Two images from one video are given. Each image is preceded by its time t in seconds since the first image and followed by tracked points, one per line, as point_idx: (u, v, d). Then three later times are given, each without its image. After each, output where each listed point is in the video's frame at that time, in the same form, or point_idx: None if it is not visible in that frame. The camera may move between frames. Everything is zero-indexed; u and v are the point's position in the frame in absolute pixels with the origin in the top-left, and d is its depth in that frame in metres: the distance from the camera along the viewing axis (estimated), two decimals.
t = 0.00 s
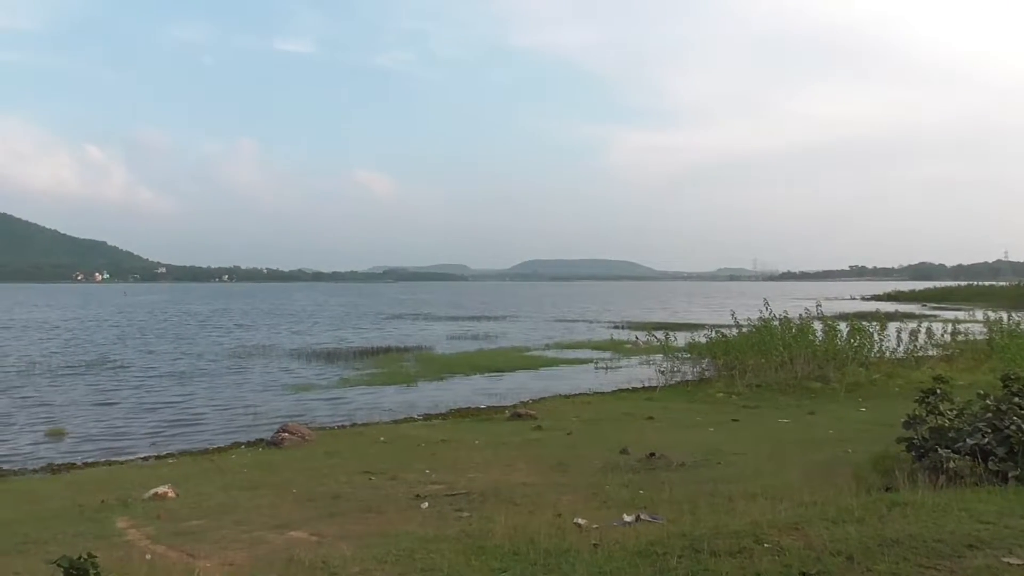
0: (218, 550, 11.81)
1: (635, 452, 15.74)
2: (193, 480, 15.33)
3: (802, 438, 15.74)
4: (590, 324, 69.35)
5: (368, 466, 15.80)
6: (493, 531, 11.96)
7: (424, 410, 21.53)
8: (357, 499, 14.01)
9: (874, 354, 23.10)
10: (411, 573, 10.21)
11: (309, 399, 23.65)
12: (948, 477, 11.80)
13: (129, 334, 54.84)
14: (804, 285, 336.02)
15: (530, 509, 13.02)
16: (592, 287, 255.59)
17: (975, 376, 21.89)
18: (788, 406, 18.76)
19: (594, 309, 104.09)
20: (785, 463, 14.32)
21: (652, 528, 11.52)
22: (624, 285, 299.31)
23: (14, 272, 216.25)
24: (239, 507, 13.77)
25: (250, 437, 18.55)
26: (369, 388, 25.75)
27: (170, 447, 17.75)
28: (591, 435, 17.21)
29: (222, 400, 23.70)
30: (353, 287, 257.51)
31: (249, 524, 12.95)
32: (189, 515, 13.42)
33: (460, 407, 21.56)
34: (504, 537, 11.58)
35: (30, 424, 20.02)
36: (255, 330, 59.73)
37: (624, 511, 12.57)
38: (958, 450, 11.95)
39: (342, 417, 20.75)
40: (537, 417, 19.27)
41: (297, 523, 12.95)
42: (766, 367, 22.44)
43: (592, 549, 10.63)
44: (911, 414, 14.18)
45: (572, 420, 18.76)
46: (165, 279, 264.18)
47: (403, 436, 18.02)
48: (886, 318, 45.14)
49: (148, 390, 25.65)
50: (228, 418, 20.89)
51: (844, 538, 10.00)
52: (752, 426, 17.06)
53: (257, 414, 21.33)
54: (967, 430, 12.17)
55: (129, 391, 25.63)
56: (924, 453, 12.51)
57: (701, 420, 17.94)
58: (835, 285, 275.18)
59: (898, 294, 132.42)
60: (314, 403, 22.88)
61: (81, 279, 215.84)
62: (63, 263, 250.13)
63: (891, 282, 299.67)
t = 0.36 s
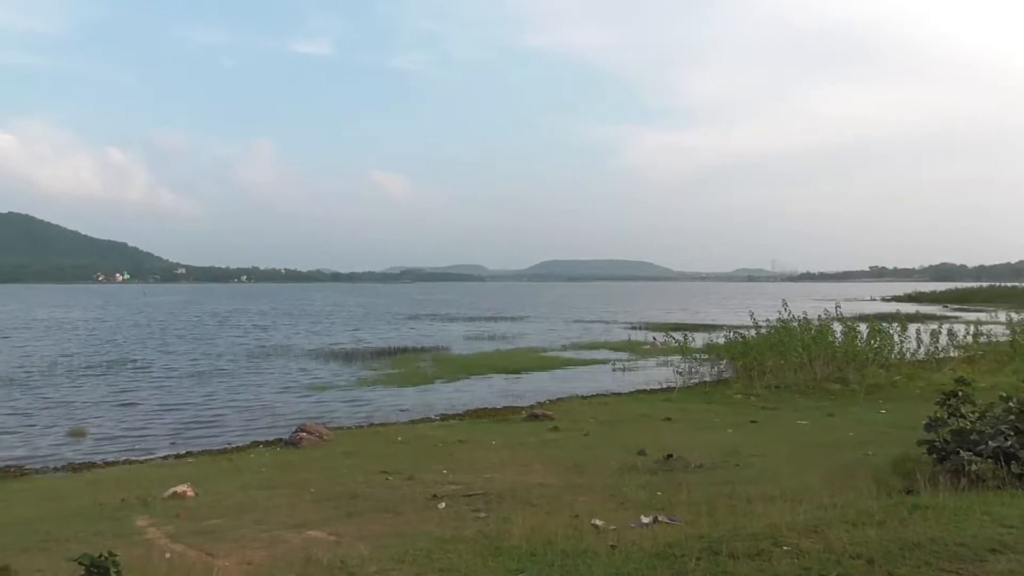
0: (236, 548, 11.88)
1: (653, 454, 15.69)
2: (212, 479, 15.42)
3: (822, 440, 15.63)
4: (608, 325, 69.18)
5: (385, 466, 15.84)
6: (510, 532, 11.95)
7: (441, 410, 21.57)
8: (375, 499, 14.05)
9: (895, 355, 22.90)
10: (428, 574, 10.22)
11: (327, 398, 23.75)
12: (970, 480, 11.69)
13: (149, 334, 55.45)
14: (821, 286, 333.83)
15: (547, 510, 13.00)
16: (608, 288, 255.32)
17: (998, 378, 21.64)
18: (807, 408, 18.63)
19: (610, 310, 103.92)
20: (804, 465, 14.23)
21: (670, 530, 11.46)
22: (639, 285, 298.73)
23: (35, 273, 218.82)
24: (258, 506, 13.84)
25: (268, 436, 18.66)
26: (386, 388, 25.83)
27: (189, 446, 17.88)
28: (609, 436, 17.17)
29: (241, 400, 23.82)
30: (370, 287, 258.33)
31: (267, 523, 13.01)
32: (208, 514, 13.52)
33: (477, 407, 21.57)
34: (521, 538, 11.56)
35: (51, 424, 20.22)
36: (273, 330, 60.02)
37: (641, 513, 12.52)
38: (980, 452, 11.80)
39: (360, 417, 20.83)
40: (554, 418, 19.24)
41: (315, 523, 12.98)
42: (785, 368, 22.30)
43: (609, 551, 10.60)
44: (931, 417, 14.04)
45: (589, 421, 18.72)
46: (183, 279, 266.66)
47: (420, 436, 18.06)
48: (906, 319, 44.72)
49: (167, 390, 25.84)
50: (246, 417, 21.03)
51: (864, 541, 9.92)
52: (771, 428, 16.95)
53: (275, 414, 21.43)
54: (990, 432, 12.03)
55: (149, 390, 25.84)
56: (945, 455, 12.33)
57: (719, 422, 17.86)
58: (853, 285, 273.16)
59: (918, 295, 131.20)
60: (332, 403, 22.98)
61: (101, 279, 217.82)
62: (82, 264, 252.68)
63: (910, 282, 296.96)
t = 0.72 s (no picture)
0: (271, 547, 12.01)
1: (686, 456, 15.58)
2: (247, 477, 15.61)
3: (858, 443, 15.42)
4: (639, 326, 68.83)
5: (417, 466, 15.92)
6: (542, 533, 11.94)
7: (472, 410, 21.64)
8: (407, 499, 14.13)
9: (932, 357, 22.53)
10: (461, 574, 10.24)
11: (358, 399, 23.93)
12: (1012, 485, 11.46)
13: (185, 335, 56.34)
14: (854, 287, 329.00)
15: (579, 512, 12.97)
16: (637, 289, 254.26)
17: None
18: (842, 411, 18.40)
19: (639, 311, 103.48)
20: (840, 469, 14.04)
21: (704, 533, 11.38)
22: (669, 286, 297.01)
23: (73, 275, 223.20)
24: (292, 506, 13.97)
25: (301, 436, 18.84)
26: (418, 389, 25.97)
27: (224, 446, 18.12)
28: (641, 439, 17.08)
29: (274, 400, 24.08)
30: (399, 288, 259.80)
31: (301, 522, 13.13)
32: (244, 512, 13.67)
33: (508, 409, 21.60)
34: (554, 539, 11.55)
35: (91, 423, 20.61)
36: (306, 331, 60.61)
37: (674, 516, 12.43)
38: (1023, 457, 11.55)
39: (392, 418, 20.96)
40: (586, 420, 19.20)
41: (348, 522, 13.08)
42: (820, 371, 22.03)
43: (642, 553, 10.54)
44: (972, 420, 13.76)
45: (621, 423, 18.65)
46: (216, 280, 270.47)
47: (451, 437, 18.11)
48: (944, 321, 43.95)
49: (202, 390, 26.21)
50: (280, 417, 21.26)
51: (902, 547, 9.76)
52: (806, 430, 16.76)
53: (308, 414, 21.64)
54: None
55: (185, 390, 26.23)
56: (986, 460, 12.09)
57: (753, 424, 17.68)
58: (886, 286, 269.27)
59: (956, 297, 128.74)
60: (364, 403, 23.14)
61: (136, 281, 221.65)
62: (118, 265, 257.22)
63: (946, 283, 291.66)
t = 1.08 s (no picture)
0: (315, 543, 12.17)
1: (729, 457, 15.41)
2: (291, 475, 15.84)
3: (907, 446, 15.09)
4: (682, 326, 68.07)
5: (458, 465, 15.98)
6: (583, 533, 11.91)
7: (513, 410, 21.67)
8: (448, 497, 14.21)
9: (985, 359, 21.96)
10: (502, 573, 10.26)
11: (400, 398, 24.13)
12: None
13: (229, 334, 57.30)
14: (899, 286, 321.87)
15: (620, 512, 12.90)
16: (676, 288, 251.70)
17: None
18: (891, 413, 18.03)
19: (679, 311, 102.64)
20: (888, 472, 13.77)
21: (747, 535, 11.26)
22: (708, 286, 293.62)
23: (121, 275, 228.60)
24: (335, 503, 14.14)
25: (344, 434, 19.05)
26: (459, 388, 26.07)
27: (269, 443, 18.41)
28: (683, 439, 16.94)
29: (317, 398, 24.39)
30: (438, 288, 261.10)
31: (344, 519, 13.28)
32: (288, 509, 13.88)
33: (549, 408, 21.59)
34: (595, 539, 11.51)
35: (141, 420, 21.09)
36: (347, 331, 61.18)
37: (716, 517, 12.31)
38: None
39: (433, 417, 21.09)
40: (627, 420, 19.09)
41: (391, 520, 13.20)
42: (867, 372, 21.62)
43: (684, 555, 10.45)
44: None
45: (663, 423, 18.52)
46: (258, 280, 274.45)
47: (492, 436, 18.15)
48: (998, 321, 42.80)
49: (247, 388, 26.63)
50: (323, 415, 21.54)
51: (955, 552, 9.54)
52: (853, 433, 16.46)
53: (351, 413, 21.85)
54: None
55: (231, 389, 26.69)
56: None
57: (799, 425, 17.42)
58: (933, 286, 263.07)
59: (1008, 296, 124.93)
60: (405, 402, 23.31)
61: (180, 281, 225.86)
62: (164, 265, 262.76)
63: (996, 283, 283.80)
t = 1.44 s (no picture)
0: (346, 540, 12.25)
1: (761, 458, 15.25)
2: (322, 472, 15.97)
3: (945, 448, 14.82)
4: (713, 325, 67.38)
5: (488, 464, 16.01)
6: (613, 533, 11.86)
7: (542, 409, 21.64)
8: (478, 496, 14.22)
9: None
10: (532, 572, 10.24)
11: (429, 396, 24.22)
12: None
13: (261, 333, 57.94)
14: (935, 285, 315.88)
15: (650, 513, 12.83)
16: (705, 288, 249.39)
17: None
18: (928, 414, 17.71)
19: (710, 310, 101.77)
20: (925, 474, 13.53)
21: (781, 537, 11.12)
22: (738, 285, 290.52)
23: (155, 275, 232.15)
24: (366, 501, 14.23)
25: (374, 432, 19.17)
26: (488, 386, 26.10)
27: (300, 441, 18.59)
28: (714, 439, 16.79)
29: (348, 396, 24.57)
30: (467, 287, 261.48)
31: (374, 517, 13.36)
32: (319, 506, 13.99)
33: (578, 408, 21.52)
34: (625, 539, 11.45)
35: (175, 417, 21.41)
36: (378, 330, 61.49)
37: (748, 518, 12.18)
38: None
39: (463, 415, 21.14)
40: (657, 419, 18.98)
41: (420, 518, 13.25)
42: (903, 372, 21.27)
43: (716, 556, 10.35)
44: None
45: (694, 423, 18.38)
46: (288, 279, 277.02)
47: (521, 435, 18.14)
48: None
49: (279, 386, 26.94)
50: (354, 414, 21.69)
51: (994, 558, 9.34)
52: (889, 434, 16.19)
53: (381, 411, 22.00)
54: None
55: (263, 387, 27.00)
56: None
57: (832, 426, 17.18)
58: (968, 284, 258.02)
59: None
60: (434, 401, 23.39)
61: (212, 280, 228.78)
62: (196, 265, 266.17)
63: None
